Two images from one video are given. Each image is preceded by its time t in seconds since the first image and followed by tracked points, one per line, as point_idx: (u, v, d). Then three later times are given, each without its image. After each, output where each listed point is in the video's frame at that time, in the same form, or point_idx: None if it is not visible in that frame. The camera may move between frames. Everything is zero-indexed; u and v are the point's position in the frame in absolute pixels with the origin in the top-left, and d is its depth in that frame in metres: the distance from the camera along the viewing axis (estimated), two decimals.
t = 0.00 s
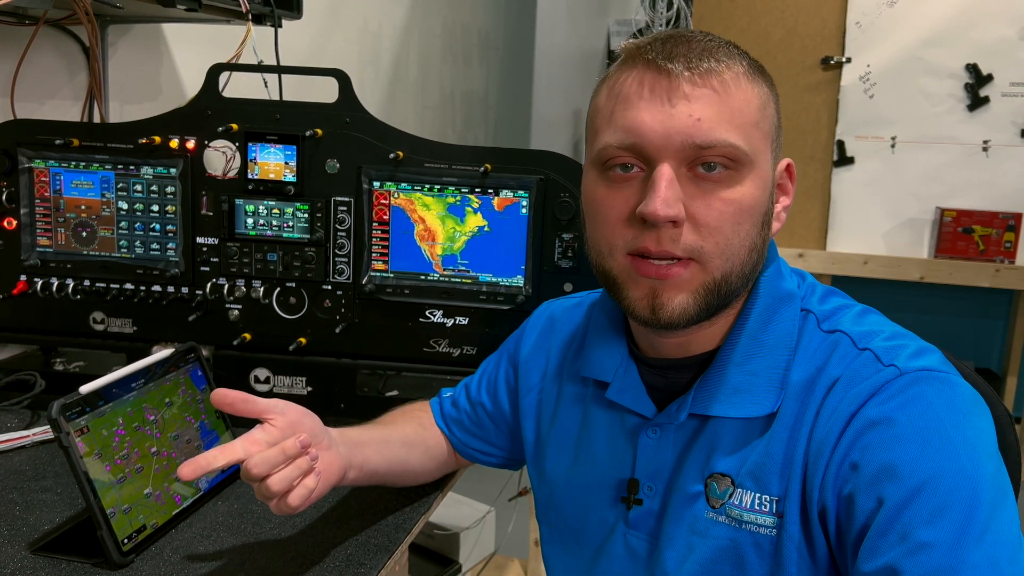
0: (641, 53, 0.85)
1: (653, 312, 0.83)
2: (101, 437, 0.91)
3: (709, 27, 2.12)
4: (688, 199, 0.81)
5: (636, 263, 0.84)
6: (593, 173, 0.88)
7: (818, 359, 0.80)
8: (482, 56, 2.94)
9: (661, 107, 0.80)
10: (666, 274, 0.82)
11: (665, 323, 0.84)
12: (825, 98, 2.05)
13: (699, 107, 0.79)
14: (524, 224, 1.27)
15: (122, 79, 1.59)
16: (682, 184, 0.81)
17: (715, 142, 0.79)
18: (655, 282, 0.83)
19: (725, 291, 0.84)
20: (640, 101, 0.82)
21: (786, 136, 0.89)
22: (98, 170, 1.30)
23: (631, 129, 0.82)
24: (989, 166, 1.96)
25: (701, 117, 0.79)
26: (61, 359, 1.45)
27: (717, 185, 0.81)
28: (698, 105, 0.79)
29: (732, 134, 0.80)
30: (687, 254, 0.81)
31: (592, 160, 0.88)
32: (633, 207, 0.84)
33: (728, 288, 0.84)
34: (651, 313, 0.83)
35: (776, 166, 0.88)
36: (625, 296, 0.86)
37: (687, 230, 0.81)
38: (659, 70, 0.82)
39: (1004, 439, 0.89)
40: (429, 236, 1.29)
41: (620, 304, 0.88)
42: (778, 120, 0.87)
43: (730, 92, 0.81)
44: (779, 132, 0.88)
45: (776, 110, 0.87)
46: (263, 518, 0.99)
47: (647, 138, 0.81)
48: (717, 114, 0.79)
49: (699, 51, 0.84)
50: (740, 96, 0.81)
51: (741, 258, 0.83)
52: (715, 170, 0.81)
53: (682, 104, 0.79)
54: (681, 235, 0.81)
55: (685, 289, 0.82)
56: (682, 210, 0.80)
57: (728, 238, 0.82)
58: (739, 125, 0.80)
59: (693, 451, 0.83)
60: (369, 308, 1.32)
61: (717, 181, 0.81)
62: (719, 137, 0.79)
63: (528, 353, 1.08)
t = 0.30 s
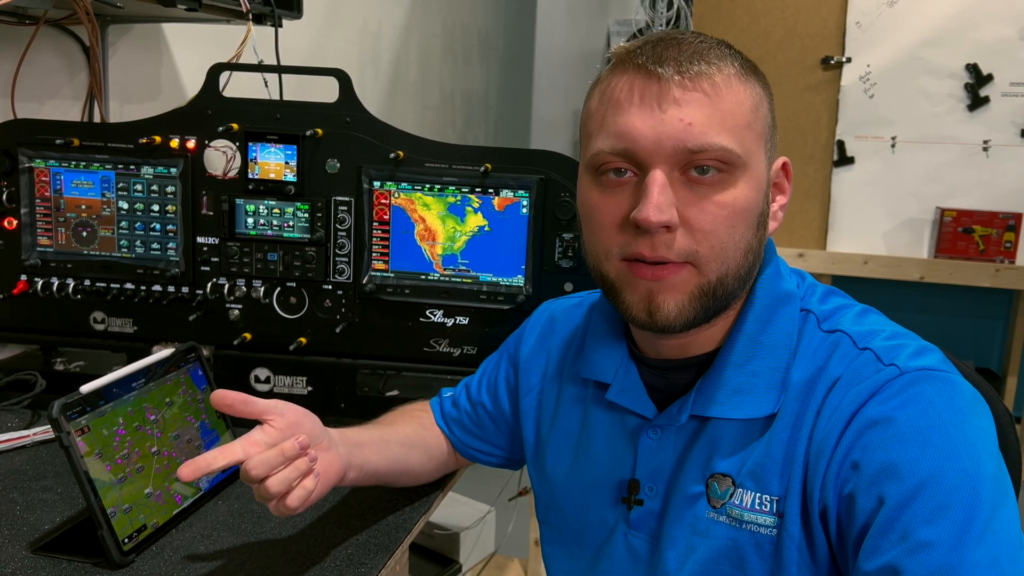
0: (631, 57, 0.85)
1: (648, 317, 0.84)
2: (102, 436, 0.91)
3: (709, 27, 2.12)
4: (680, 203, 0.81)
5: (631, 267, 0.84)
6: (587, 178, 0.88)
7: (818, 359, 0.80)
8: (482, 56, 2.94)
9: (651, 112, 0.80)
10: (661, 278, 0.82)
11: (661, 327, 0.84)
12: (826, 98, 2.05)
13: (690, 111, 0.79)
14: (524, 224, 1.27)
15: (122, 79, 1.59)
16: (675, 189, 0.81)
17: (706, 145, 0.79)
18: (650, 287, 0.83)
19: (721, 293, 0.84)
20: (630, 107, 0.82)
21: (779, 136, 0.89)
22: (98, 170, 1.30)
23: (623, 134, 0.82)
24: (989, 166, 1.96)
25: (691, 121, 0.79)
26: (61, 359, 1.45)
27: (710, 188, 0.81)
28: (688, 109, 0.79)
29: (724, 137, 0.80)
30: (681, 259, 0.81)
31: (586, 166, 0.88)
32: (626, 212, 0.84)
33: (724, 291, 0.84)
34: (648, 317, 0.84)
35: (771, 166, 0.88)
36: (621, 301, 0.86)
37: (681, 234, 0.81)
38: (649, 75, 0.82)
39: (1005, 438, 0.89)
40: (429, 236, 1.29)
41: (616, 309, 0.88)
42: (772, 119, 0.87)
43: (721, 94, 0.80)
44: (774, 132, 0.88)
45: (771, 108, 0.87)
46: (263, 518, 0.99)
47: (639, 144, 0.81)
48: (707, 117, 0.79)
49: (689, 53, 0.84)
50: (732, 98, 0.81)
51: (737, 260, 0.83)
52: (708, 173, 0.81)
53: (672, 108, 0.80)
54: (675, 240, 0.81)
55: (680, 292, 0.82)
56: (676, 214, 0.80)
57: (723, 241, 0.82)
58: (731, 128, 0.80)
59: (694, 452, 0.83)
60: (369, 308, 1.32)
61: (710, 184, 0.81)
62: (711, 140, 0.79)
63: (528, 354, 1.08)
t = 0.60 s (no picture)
0: (626, 57, 0.85)
1: (645, 316, 0.84)
2: (102, 436, 0.91)
3: (709, 27, 2.12)
4: (677, 202, 0.81)
5: (626, 266, 0.84)
6: (583, 179, 0.88)
7: (817, 359, 0.80)
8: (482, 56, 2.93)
9: (646, 112, 0.80)
10: (655, 277, 0.82)
11: (656, 326, 0.84)
12: (826, 97, 2.05)
13: (685, 110, 0.79)
14: (524, 224, 1.27)
15: (122, 79, 1.59)
16: (670, 188, 0.81)
17: (701, 144, 0.79)
18: (646, 286, 0.83)
19: (717, 293, 0.84)
20: (625, 107, 0.82)
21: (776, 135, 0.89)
22: (98, 170, 1.30)
23: (618, 134, 0.82)
24: (989, 166, 1.96)
25: (687, 120, 0.79)
26: (61, 359, 1.45)
27: (706, 186, 0.81)
28: (683, 108, 0.79)
29: (719, 136, 0.80)
30: (676, 257, 0.81)
31: (583, 166, 0.88)
32: (623, 211, 0.84)
33: (720, 290, 0.84)
34: (643, 316, 0.84)
35: (768, 165, 0.88)
36: (617, 300, 0.86)
37: (677, 233, 0.81)
38: (644, 74, 0.82)
39: (1005, 438, 0.89)
40: (429, 236, 1.29)
41: (613, 309, 0.88)
42: (768, 117, 0.87)
43: (717, 93, 0.80)
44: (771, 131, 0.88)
45: (767, 107, 0.87)
46: (263, 518, 0.99)
47: (634, 143, 0.81)
48: (702, 116, 0.79)
49: (684, 53, 0.84)
50: (728, 97, 0.81)
51: (732, 259, 0.83)
52: (704, 172, 0.81)
53: (668, 107, 0.80)
54: (670, 239, 0.81)
55: (675, 291, 0.82)
56: (671, 213, 0.80)
57: (719, 240, 0.82)
58: (727, 127, 0.80)
59: (693, 452, 0.83)
60: (369, 308, 1.31)
61: (706, 183, 0.81)
62: (706, 139, 0.79)
63: (527, 354, 1.08)
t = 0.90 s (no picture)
0: (641, 54, 0.85)
1: (649, 314, 0.84)
2: (102, 436, 0.91)
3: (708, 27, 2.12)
4: (685, 202, 0.81)
5: (633, 265, 0.84)
6: (592, 175, 0.88)
7: (817, 359, 0.81)
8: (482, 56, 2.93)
9: (660, 110, 0.80)
10: (662, 277, 0.82)
11: (661, 325, 0.84)
12: (825, 98, 2.05)
13: (698, 110, 0.79)
14: (523, 224, 1.27)
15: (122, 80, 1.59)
16: (680, 188, 0.81)
17: (713, 145, 0.79)
18: (651, 285, 0.83)
19: (720, 293, 0.84)
20: (639, 104, 0.82)
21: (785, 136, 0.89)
22: (98, 170, 1.30)
23: (630, 131, 0.82)
24: (989, 166, 1.96)
25: (699, 121, 0.79)
26: (61, 359, 1.45)
27: (716, 188, 0.81)
28: (696, 109, 0.79)
29: (731, 138, 0.80)
30: (682, 258, 0.81)
31: (591, 162, 0.88)
32: (632, 210, 0.84)
33: (724, 291, 0.84)
34: (649, 314, 0.84)
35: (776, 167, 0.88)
36: (623, 298, 0.86)
37: (684, 234, 0.81)
38: (658, 72, 0.82)
39: (1004, 438, 0.89)
40: (429, 236, 1.29)
41: (618, 307, 0.88)
42: (778, 120, 0.87)
43: (730, 95, 0.81)
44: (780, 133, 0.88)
45: (778, 110, 0.87)
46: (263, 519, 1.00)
47: (646, 141, 0.81)
48: (715, 117, 0.79)
49: (699, 53, 0.84)
50: (740, 99, 0.81)
51: (735, 262, 0.83)
52: (714, 173, 0.81)
53: (681, 107, 0.80)
54: (677, 240, 0.81)
55: (681, 291, 0.82)
56: (680, 214, 0.80)
57: (725, 242, 0.82)
58: (738, 129, 0.80)
59: (693, 451, 0.83)
60: (369, 308, 1.32)
61: (716, 184, 0.81)
62: (718, 141, 0.79)
63: (527, 354, 1.08)
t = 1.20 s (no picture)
0: (648, 68, 0.83)
1: (646, 325, 0.85)
2: (102, 437, 0.91)
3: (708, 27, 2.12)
4: (686, 221, 0.81)
5: (633, 277, 0.85)
6: (596, 182, 0.88)
7: (819, 360, 0.81)
8: (482, 56, 2.94)
9: (661, 133, 0.80)
10: (661, 291, 0.83)
11: (659, 336, 0.85)
12: (825, 98, 2.05)
13: (701, 134, 0.78)
14: (524, 224, 1.27)
15: (122, 80, 1.59)
16: (681, 210, 0.81)
17: (716, 168, 0.78)
18: (650, 298, 0.84)
19: (722, 305, 0.84)
20: (642, 123, 0.81)
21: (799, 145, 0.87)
22: (98, 170, 1.30)
23: (631, 150, 0.81)
24: (988, 166, 1.96)
25: (702, 145, 0.78)
26: (61, 359, 1.45)
27: (718, 208, 0.80)
28: (700, 132, 0.78)
29: (735, 160, 0.78)
30: (681, 275, 0.82)
31: (595, 171, 0.88)
32: (633, 226, 0.84)
33: (725, 303, 0.84)
34: (645, 327, 0.85)
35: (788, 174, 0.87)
36: (621, 307, 0.87)
37: (683, 252, 0.81)
38: (663, 92, 0.80)
39: (1005, 439, 0.89)
40: (429, 236, 1.29)
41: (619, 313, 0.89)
42: (791, 130, 0.84)
43: (737, 115, 0.79)
44: (793, 143, 0.86)
45: (791, 118, 0.85)
46: (263, 519, 1.00)
47: (647, 163, 0.81)
48: (719, 140, 0.78)
49: (709, 66, 0.81)
50: (747, 119, 0.79)
51: (738, 275, 0.83)
52: (717, 193, 0.80)
53: (683, 131, 0.79)
54: (676, 258, 0.81)
55: (679, 305, 0.83)
56: (679, 236, 0.80)
57: (725, 258, 0.82)
58: (743, 150, 0.79)
59: (694, 451, 0.83)
60: (369, 308, 1.32)
61: (718, 204, 0.80)
62: (721, 164, 0.78)
63: (527, 353, 1.08)
